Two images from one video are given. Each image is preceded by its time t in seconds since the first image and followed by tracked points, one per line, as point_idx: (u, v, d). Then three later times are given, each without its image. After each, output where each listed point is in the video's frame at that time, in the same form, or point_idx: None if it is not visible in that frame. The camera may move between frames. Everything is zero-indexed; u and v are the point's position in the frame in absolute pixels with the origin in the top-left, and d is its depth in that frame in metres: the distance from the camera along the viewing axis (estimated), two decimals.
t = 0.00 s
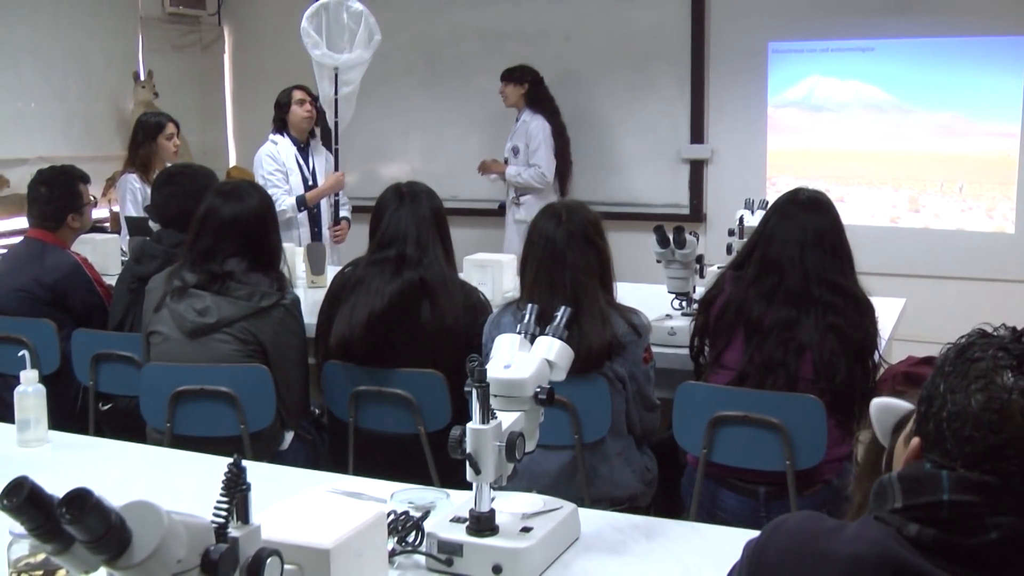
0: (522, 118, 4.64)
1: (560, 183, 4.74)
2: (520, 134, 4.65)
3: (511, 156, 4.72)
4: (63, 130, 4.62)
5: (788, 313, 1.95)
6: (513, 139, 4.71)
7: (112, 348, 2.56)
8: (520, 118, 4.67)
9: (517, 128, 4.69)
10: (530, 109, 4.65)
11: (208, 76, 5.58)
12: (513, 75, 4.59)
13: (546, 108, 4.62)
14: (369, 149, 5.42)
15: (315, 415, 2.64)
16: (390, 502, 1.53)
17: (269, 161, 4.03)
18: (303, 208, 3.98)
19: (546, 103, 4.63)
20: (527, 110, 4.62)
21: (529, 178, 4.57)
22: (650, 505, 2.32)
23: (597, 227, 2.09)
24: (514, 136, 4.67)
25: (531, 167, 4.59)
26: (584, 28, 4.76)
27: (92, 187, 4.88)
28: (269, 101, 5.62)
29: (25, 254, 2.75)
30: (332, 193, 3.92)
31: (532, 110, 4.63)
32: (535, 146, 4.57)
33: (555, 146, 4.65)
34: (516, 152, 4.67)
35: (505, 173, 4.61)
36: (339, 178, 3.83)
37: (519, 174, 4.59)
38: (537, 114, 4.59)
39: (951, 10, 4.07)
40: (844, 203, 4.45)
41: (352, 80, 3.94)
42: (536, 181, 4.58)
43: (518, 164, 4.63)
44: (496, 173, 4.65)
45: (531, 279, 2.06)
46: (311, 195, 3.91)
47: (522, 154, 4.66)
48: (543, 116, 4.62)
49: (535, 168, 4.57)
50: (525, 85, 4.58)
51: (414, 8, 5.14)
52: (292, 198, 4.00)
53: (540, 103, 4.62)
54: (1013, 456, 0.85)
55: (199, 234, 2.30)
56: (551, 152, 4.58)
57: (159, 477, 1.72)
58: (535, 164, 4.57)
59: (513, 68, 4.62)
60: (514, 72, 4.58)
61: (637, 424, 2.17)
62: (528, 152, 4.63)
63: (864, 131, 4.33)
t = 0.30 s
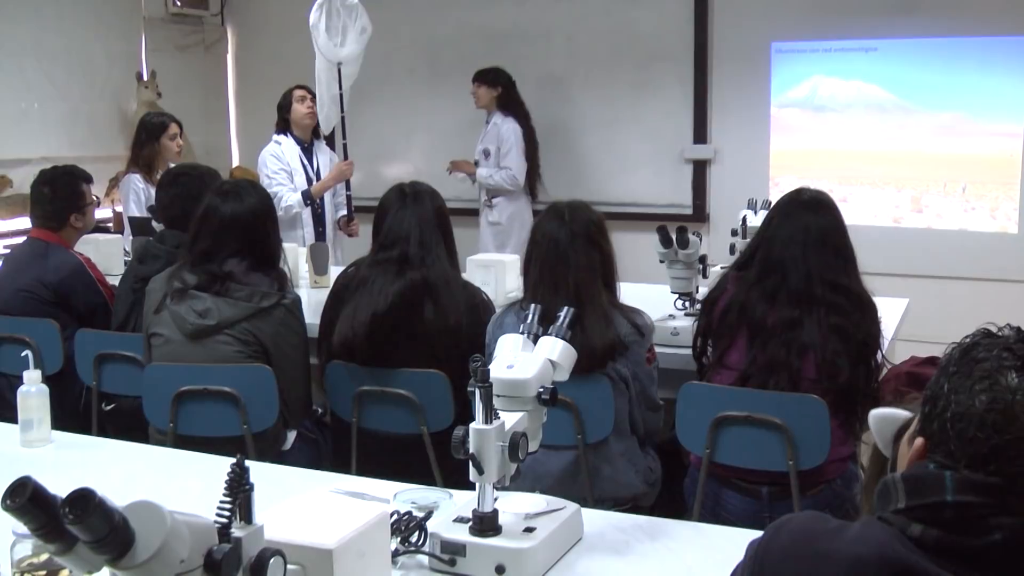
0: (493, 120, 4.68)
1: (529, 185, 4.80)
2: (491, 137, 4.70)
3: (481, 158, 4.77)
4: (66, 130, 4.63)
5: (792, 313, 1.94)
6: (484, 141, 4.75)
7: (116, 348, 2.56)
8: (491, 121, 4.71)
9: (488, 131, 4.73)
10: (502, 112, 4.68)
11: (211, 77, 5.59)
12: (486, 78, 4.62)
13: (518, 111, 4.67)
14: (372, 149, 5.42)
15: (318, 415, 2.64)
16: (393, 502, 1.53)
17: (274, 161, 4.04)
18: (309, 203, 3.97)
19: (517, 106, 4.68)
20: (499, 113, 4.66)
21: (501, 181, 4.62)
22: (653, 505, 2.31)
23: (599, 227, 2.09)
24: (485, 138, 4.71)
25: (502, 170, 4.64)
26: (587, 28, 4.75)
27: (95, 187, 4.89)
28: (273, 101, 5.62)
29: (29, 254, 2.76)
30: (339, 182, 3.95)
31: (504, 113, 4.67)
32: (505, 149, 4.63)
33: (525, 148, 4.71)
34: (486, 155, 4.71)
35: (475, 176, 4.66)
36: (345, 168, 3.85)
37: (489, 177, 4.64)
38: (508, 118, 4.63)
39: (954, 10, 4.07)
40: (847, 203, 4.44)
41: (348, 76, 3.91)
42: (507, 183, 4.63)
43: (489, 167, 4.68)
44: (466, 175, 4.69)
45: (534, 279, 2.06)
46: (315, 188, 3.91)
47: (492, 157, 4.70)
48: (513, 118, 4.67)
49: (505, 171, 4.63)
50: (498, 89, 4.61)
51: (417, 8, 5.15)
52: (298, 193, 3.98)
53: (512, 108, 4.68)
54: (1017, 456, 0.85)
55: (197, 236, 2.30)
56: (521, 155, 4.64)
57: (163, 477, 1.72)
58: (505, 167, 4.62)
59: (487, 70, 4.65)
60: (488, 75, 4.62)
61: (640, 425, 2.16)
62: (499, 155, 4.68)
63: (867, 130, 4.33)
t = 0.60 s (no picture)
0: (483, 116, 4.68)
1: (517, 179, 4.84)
2: (481, 132, 4.69)
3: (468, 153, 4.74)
4: (67, 130, 4.63)
5: (795, 315, 1.94)
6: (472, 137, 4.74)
7: (118, 348, 2.56)
8: (480, 117, 4.71)
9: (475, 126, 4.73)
10: (490, 108, 4.70)
11: (213, 77, 5.59)
12: (477, 75, 4.60)
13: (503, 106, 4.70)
14: (373, 149, 5.42)
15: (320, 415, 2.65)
16: (394, 502, 1.53)
17: (282, 162, 4.04)
18: (318, 207, 4.00)
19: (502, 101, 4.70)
20: (489, 110, 4.67)
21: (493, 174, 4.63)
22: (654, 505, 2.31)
23: (601, 227, 2.09)
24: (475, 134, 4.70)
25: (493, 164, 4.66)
26: (588, 28, 4.75)
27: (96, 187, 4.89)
28: (274, 102, 5.62)
29: (30, 255, 2.76)
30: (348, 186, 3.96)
31: (492, 109, 4.68)
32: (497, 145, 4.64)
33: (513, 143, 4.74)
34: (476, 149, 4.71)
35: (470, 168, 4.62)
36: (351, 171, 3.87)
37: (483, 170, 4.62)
38: (499, 114, 4.65)
39: (955, 10, 4.07)
40: (848, 203, 4.44)
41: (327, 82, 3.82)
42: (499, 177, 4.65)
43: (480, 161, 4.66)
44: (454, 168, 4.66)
45: (536, 279, 2.06)
46: (326, 191, 3.94)
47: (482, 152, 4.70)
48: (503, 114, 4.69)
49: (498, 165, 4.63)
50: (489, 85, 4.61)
51: (419, 9, 5.15)
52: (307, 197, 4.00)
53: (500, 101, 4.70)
54: (1018, 457, 0.85)
55: (202, 235, 2.30)
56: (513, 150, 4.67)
57: (164, 477, 1.72)
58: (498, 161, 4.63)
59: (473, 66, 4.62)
60: (480, 72, 4.59)
61: (642, 425, 2.16)
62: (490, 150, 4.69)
63: (868, 131, 4.32)
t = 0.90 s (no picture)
0: (489, 116, 4.80)
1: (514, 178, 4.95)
2: (486, 130, 4.79)
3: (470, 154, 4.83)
4: (68, 130, 4.63)
5: (796, 315, 1.94)
6: (474, 137, 4.82)
7: (118, 348, 2.56)
8: (481, 115, 4.81)
9: (476, 125, 4.82)
10: (490, 107, 4.82)
11: (213, 77, 5.59)
12: (481, 74, 4.69)
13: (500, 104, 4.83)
14: (373, 149, 5.42)
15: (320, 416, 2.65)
16: (395, 503, 1.53)
17: (283, 162, 4.04)
18: (320, 208, 4.00)
19: (501, 100, 4.84)
20: (492, 108, 4.80)
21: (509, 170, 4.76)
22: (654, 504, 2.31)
23: (602, 227, 2.09)
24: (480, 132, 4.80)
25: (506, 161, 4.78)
26: (588, 28, 4.75)
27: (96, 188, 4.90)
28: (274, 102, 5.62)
29: (30, 255, 2.76)
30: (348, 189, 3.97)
31: (491, 107, 4.82)
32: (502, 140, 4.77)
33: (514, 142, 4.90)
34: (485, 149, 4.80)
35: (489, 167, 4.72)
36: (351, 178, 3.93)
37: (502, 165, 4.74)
38: (501, 112, 4.81)
39: (956, 10, 4.07)
40: (849, 203, 4.44)
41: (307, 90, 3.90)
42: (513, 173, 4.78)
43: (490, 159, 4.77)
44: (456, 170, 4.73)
45: (536, 278, 2.06)
46: (327, 194, 3.95)
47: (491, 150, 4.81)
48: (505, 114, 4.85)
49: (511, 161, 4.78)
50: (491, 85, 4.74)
51: (419, 9, 5.15)
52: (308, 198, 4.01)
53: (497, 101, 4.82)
54: (1017, 458, 0.85)
55: (209, 233, 2.30)
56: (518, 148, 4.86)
57: (165, 477, 1.72)
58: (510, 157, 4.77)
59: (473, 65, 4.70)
60: (485, 72, 4.68)
61: (642, 425, 2.16)
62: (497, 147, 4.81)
63: (869, 130, 4.32)
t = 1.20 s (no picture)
0: (496, 115, 4.81)
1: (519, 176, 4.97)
2: (495, 130, 4.81)
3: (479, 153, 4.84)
4: (67, 130, 4.63)
5: (796, 316, 1.94)
6: (483, 136, 4.83)
7: (118, 348, 2.56)
8: (488, 114, 4.82)
9: (483, 125, 4.83)
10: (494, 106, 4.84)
11: (213, 77, 5.59)
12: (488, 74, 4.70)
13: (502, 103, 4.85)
14: (373, 149, 5.42)
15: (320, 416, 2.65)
16: (395, 503, 1.53)
17: (283, 161, 4.01)
18: (318, 208, 4.01)
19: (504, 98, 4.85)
20: (497, 107, 4.81)
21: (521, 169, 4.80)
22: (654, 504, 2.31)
23: (602, 227, 2.09)
24: (489, 132, 4.81)
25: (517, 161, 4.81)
26: (587, 28, 4.75)
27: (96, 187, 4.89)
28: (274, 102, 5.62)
29: (30, 255, 2.76)
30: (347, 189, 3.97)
31: (495, 105, 4.84)
32: (511, 138, 4.80)
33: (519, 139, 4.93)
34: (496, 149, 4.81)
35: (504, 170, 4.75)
36: (351, 180, 3.95)
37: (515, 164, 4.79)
38: (506, 109, 4.84)
39: (955, 10, 4.07)
40: (848, 203, 4.44)
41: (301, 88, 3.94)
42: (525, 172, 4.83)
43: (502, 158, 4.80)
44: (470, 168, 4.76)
45: (536, 278, 2.07)
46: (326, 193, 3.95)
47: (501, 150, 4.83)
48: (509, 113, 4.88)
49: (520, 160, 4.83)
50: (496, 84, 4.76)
51: (418, 9, 5.15)
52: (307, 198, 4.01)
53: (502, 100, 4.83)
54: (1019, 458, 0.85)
55: (212, 232, 2.30)
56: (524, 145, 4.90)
57: (165, 478, 1.72)
58: (521, 156, 4.81)
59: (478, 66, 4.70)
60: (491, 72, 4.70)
61: (642, 425, 2.16)
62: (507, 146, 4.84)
63: (868, 130, 4.32)
